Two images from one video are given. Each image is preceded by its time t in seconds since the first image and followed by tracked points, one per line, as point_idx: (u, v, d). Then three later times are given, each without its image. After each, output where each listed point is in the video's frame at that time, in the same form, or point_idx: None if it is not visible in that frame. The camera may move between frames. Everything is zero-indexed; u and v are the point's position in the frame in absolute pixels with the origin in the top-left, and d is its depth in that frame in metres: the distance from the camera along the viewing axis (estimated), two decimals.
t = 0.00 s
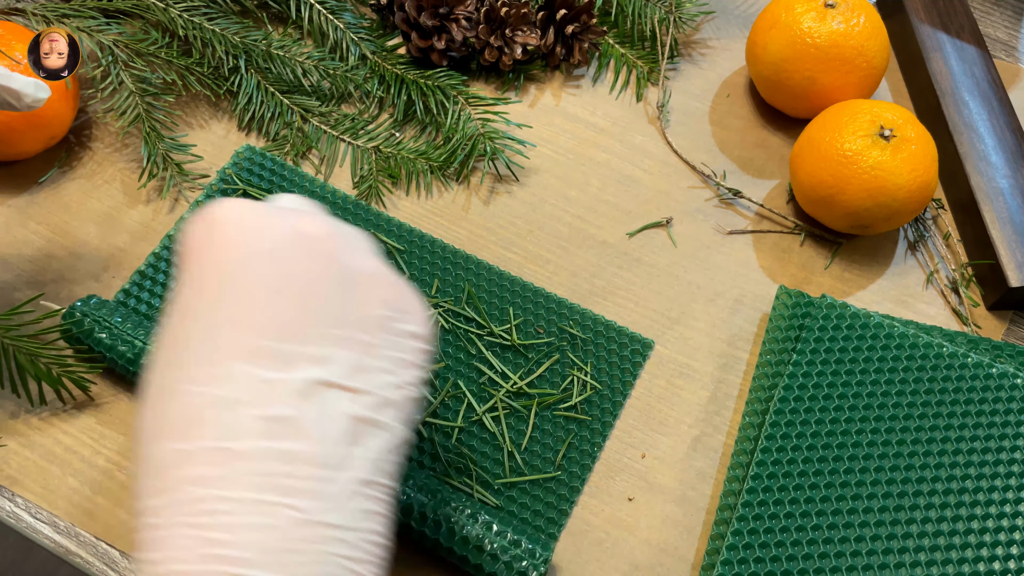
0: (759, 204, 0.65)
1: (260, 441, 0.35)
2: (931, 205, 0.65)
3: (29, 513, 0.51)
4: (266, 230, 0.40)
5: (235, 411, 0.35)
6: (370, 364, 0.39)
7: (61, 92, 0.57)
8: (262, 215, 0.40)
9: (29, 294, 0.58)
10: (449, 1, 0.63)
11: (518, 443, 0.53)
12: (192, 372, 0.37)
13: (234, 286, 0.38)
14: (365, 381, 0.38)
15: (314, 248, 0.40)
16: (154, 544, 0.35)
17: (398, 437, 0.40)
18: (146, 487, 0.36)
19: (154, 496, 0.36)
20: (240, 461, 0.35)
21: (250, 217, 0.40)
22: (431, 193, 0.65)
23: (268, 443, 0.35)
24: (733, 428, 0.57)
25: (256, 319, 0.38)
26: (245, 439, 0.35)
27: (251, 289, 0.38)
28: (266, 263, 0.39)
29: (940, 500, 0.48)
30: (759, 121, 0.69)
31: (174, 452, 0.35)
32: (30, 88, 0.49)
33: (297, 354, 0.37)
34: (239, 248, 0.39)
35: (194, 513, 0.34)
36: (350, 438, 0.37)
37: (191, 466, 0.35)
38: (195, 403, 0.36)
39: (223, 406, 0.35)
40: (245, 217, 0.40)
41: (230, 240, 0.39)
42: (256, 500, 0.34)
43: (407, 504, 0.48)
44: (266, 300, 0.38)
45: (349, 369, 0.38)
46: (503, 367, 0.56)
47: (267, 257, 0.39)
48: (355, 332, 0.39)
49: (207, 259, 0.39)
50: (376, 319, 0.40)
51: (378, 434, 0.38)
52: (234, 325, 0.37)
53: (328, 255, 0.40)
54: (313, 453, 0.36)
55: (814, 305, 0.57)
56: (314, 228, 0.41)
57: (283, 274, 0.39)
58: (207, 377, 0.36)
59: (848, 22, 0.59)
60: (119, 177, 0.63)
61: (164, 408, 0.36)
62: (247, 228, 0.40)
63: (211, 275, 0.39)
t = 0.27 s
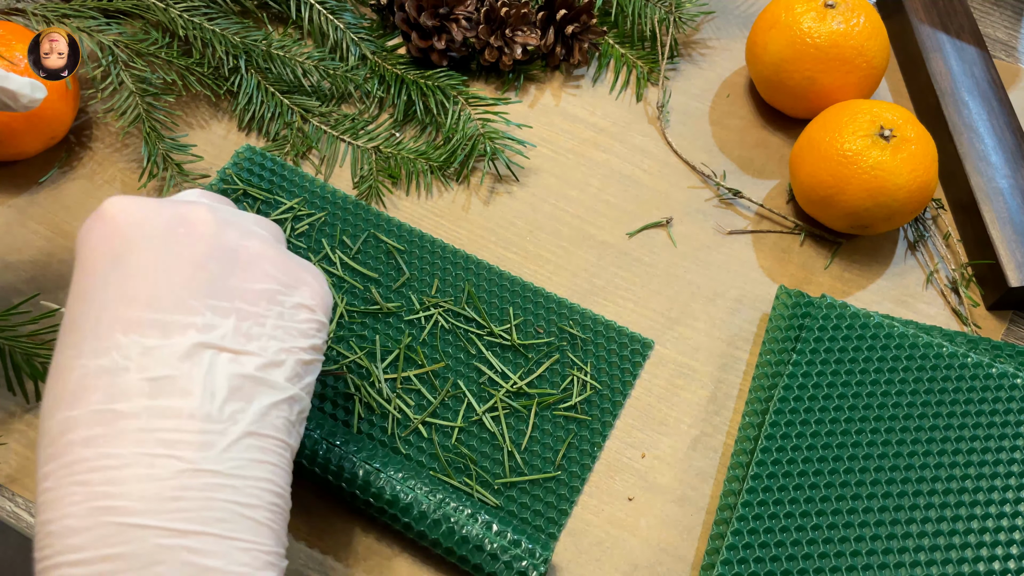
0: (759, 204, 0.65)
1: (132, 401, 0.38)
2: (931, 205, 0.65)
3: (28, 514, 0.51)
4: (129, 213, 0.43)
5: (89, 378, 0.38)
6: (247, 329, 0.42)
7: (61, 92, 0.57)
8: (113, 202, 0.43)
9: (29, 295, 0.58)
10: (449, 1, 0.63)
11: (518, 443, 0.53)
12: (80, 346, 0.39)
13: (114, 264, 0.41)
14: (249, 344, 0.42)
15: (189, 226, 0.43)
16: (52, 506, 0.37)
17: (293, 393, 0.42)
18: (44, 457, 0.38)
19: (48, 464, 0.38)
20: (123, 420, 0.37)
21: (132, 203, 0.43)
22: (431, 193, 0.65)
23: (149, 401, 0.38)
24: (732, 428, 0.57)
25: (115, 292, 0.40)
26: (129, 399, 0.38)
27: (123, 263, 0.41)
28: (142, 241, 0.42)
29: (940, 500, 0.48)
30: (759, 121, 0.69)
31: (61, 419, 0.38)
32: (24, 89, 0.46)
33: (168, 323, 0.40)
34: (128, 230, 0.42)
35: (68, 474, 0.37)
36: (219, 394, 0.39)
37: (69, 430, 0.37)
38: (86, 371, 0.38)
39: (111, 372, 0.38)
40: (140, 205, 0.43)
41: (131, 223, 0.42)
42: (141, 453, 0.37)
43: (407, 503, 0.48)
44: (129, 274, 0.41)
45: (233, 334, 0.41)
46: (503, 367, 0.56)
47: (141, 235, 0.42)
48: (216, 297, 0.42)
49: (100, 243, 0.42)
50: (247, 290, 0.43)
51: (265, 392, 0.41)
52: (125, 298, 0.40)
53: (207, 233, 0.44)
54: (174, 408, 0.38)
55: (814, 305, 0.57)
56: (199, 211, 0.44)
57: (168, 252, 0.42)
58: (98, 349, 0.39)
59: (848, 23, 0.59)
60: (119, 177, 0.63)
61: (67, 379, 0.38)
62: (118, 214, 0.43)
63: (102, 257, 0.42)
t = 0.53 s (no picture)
0: (759, 204, 0.65)
1: (148, 396, 0.38)
2: (931, 204, 0.65)
3: (29, 514, 0.51)
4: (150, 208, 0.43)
5: (108, 372, 0.38)
6: (260, 325, 0.42)
7: (61, 92, 0.57)
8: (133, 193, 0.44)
9: (29, 295, 0.58)
10: (449, 1, 0.63)
11: (518, 443, 0.53)
12: (94, 339, 0.39)
13: (132, 258, 0.42)
14: (262, 341, 0.41)
15: (206, 222, 0.44)
16: (66, 500, 0.37)
17: (305, 391, 0.42)
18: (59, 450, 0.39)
19: (63, 458, 0.38)
20: (139, 415, 0.38)
21: (152, 198, 0.44)
22: (431, 193, 0.65)
23: (164, 397, 0.38)
24: (732, 428, 0.57)
25: (133, 287, 0.41)
26: (144, 395, 0.38)
27: (141, 257, 0.42)
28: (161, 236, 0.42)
29: (940, 500, 0.49)
30: (759, 121, 0.69)
31: (75, 414, 0.38)
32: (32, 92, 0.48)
33: (183, 320, 0.40)
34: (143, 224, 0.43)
35: (85, 469, 0.37)
36: (233, 391, 0.39)
37: (86, 424, 0.38)
38: (99, 364, 0.39)
39: (126, 367, 0.38)
40: (158, 199, 0.44)
41: (145, 217, 0.43)
42: (155, 449, 0.37)
43: (407, 504, 0.48)
44: (148, 269, 0.41)
45: (247, 330, 0.41)
46: (503, 367, 0.56)
47: (160, 230, 0.43)
48: (232, 294, 0.42)
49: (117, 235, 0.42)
50: (261, 286, 0.43)
51: (277, 389, 0.41)
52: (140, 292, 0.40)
53: (223, 229, 0.44)
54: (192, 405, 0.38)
55: (814, 305, 0.57)
56: (215, 206, 0.44)
57: (184, 248, 0.42)
58: (113, 344, 0.39)
59: (848, 23, 0.59)
60: (119, 177, 0.63)
61: (81, 372, 0.39)
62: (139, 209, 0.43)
63: (119, 251, 0.42)
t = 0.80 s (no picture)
0: (760, 204, 0.65)
1: (179, 422, 0.38)
2: (931, 205, 0.65)
3: (28, 513, 0.51)
4: (174, 208, 0.41)
5: (134, 391, 0.38)
6: (281, 351, 0.43)
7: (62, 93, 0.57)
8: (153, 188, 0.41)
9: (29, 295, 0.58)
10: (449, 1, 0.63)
11: (518, 443, 0.53)
12: (112, 349, 0.38)
13: (154, 263, 0.40)
14: (280, 368, 0.42)
15: (233, 232, 0.42)
16: (75, 522, 0.36)
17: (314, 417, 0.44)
18: (60, 465, 0.37)
19: (70, 475, 0.37)
20: (170, 442, 0.37)
21: (175, 196, 0.42)
22: (431, 193, 0.65)
23: (196, 426, 0.38)
24: (732, 428, 0.57)
25: (157, 298, 0.40)
26: (175, 421, 0.38)
27: (165, 264, 0.40)
28: (186, 244, 0.41)
29: (940, 500, 0.49)
30: (759, 121, 0.69)
31: (89, 432, 0.37)
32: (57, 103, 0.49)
33: (211, 340, 0.40)
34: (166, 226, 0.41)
35: (104, 497, 0.36)
36: (259, 422, 0.40)
37: (104, 447, 0.37)
38: (118, 378, 0.38)
39: (152, 386, 0.38)
40: (181, 199, 0.42)
41: (168, 218, 0.41)
42: (187, 479, 0.37)
43: (407, 504, 0.48)
44: (171, 279, 0.40)
45: (268, 357, 0.42)
46: (503, 367, 0.56)
47: (185, 236, 0.41)
48: (258, 315, 0.42)
49: (136, 234, 0.40)
50: (282, 308, 0.43)
51: (291, 418, 0.42)
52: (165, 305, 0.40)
53: (250, 241, 0.43)
54: (226, 435, 0.39)
55: (814, 305, 0.57)
56: (243, 213, 0.43)
57: (209, 260, 0.41)
58: (136, 358, 0.38)
59: (848, 23, 0.59)
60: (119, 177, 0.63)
61: (94, 383, 0.37)
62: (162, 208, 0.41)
63: (138, 254, 0.40)
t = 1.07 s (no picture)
0: (759, 204, 0.65)
1: (215, 451, 0.41)
2: (931, 205, 0.65)
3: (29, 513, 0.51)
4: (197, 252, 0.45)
5: (174, 421, 0.40)
6: (286, 391, 0.47)
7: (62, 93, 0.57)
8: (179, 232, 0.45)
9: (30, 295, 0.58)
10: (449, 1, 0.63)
11: (518, 443, 0.53)
12: (152, 378, 0.40)
13: (185, 301, 0.43)
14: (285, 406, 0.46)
15: (248, 278, 0.47)
16: (121, 554, 0.38)
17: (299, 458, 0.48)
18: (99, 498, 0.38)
19: (112, 505, 0.38)
20: (212, 470, 0.40)
21: (198, 242, 0.45)
22: (431, 193, 0.65)
23: (234, 455, 0.41)
24: (732, 428, 0.57)
25: (188, 336, 0.42)
26: (213, 450, 0.41)
27: (191, 303, 0.43)
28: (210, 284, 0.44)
29: (940, 500, 0.48)
30: (759, 121, 0.69)
31: (137, 460, 0.38)
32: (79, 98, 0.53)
33: (235, 375, 0.43)
34: (190, 267, 0.44)
35: (152, 527, 0.38)
36: (277, 453, 0.44)
37: (143, 481, 0.38)
38: (161, 407, 0.40)
39: (190, 416, 0.41)
40: (206, 245, 0.46)
41: (194, 260, 0.44)
42: (228, 506, 0.40)
43: (407, 504, 0.48)
44: (199, 317, 0.43)
45: (277, 394, 0.46)
46: (503, 367, 0.55)
47: (207, 278, 0.45)
48: (269, 355, 0.46)
49: (163, 273, 0.43)
50: (282, 351, 0.48)
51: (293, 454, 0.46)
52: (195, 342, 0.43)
53: (259, 287, 0.47)
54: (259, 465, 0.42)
55: (814, 305, 0.57)
56: (254, 265, 0.47)
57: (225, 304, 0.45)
58: (176, 389, 0.41)
59: (848, 23, 0.59)
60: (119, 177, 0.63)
61: (133, 413, 0.39)
62: (188, 252, 0.45)
63: (169, 291, 0.43)
